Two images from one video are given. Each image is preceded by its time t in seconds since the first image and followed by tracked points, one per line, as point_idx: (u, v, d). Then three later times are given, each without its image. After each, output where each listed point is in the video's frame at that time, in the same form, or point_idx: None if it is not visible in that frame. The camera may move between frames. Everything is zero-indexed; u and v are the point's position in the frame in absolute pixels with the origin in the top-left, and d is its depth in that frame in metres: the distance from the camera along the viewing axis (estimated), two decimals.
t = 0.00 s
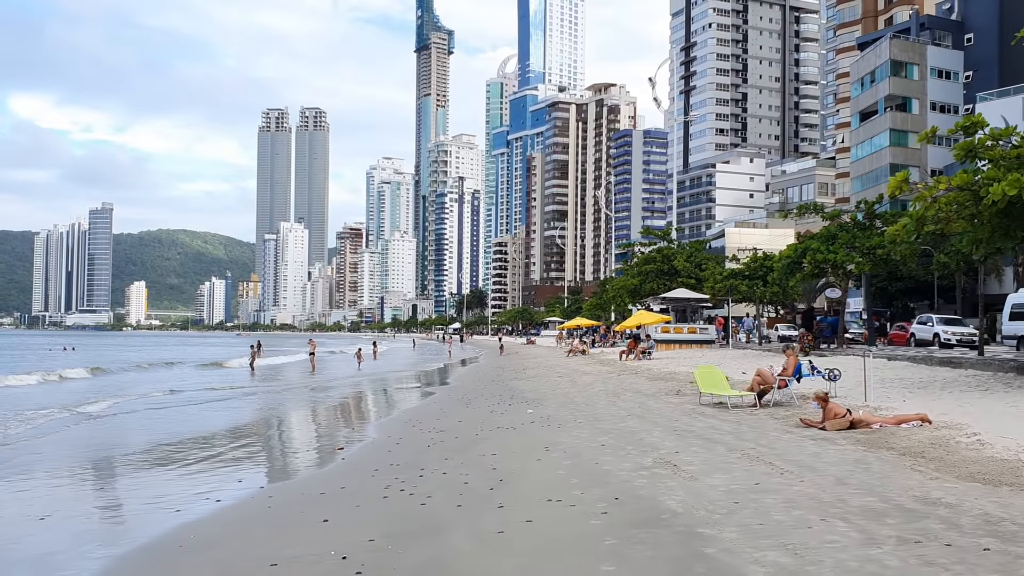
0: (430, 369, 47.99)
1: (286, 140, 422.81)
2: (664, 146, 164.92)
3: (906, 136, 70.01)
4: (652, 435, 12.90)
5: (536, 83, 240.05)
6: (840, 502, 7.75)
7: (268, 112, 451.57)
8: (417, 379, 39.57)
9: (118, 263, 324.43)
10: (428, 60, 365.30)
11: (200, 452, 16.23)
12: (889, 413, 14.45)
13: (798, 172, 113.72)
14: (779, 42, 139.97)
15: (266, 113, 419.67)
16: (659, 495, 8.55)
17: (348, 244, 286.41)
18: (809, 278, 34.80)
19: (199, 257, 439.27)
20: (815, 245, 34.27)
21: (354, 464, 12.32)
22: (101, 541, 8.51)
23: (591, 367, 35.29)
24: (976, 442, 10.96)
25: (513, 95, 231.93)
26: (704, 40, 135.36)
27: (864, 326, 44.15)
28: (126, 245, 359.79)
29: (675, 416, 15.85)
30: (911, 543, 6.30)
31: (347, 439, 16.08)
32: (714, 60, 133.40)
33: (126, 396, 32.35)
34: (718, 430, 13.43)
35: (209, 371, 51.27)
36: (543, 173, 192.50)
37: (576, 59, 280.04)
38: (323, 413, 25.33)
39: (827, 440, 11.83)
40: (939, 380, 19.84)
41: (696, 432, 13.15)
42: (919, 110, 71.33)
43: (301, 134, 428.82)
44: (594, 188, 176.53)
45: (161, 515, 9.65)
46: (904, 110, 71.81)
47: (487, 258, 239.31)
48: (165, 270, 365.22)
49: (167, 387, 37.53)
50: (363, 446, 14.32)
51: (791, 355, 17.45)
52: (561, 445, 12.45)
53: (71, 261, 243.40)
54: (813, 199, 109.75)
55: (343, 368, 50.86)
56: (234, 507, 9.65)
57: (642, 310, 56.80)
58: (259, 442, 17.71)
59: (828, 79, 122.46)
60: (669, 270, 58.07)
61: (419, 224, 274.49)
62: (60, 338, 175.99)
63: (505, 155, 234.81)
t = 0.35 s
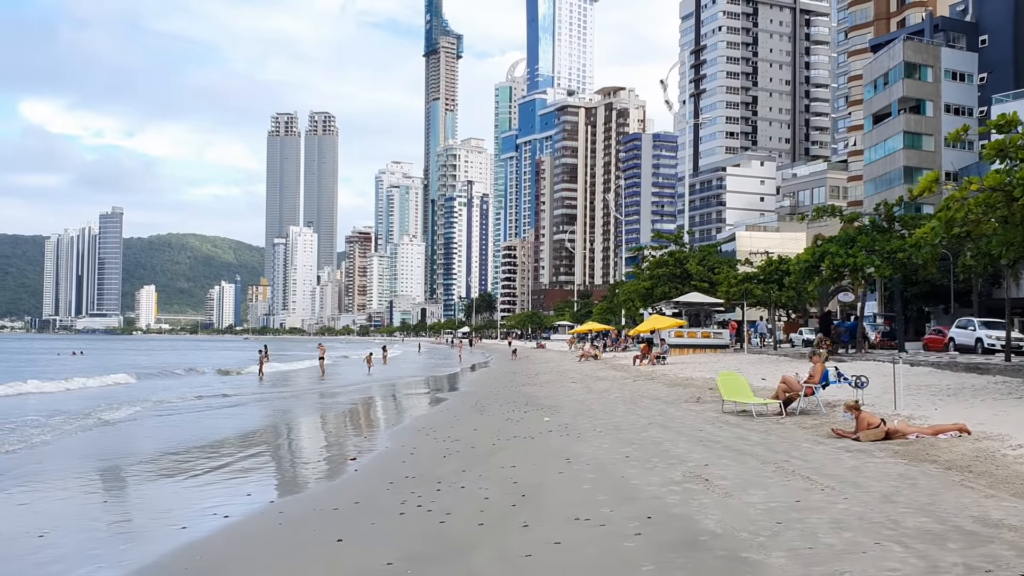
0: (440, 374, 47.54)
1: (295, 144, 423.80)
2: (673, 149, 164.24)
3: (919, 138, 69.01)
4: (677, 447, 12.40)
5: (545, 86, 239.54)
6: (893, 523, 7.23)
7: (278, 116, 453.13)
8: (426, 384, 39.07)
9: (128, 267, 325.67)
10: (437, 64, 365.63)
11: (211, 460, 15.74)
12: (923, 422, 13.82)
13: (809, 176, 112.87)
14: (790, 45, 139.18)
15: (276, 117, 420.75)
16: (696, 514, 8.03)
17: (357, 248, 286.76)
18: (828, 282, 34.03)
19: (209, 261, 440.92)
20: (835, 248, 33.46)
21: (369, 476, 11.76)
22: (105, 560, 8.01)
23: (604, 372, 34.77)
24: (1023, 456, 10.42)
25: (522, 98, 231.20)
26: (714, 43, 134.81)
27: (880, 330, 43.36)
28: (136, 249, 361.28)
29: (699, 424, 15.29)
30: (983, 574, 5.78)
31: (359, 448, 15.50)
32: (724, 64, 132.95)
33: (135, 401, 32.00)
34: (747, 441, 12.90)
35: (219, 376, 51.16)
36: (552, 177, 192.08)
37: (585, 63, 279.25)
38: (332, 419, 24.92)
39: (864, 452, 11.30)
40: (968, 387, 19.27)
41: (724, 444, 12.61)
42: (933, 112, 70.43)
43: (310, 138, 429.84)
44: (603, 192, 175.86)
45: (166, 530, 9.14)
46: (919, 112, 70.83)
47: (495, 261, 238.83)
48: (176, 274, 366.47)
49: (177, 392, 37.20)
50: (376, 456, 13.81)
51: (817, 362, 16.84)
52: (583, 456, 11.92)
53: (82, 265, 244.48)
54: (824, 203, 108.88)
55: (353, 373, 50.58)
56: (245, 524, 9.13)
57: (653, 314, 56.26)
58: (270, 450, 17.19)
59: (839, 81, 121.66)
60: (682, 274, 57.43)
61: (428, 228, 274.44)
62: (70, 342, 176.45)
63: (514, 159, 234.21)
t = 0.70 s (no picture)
0: (446, 378, 47.02)
1: (303, 147, 424.21)
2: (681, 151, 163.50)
3: (931, 139, 68.07)
4: (696, 453, 11.86)
5: (552, 89, 238.98)
6: (938, 542, 6.66)
7: (285, 119, 453.61)
8: (432, 387, 38.63)
9: (136, 270, 326.56)
10: (444, 67, 365.25)
11: (214, 465, 15.25)
12: (952, 428, 13.21)
13: (817, 177, 112.07)
14: (798, 46, 138.27)
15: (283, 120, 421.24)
16: (722, 528, 7.52)
17: (364, 250, 287.06)
18: (842, 284, 33.48)
19: (216, 264, 442.08)
20: (849, 249, 32.92)
21: (377, 484, 11.24)
22: None
23: (612, 375, 34.16)
24: None
25: (529, 100, 230.04)
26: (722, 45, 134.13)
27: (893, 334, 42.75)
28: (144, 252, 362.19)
29: (717, 430, 14.71)
30: None
31: (365, 454, 14.98)
32: (731, 65, 132.11)
33: (140, 404, 31.64)
34: (768, 448, 12.32)
35: (225, 380, 50.71)
36: (559, 179, 191.49)
37: (592, 66, 278.18)
38: (338, 422, 24.43)
39: (894, 461, 10.72)
40: (992, 392, 18.57)
41: (745, 451, 12.04)
42: (944, 112, 69.47)
43: (317, 141, 430.38)
44: (610, 194, 175.04)
45: (162, 543, 8.62)
46: (930, 113, 69.94)
47: (502, 264, 238.14)
48: (184, 277, 367.13)
49: (182, 395, 36.83)
50: (383, 463, 13.29)
51: (837, 366, 16.19)
52: (598, 464, 11.37)
53: (89, 268, 244.96)
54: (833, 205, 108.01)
55: (359, 377, 50.06)
56: (247, 538, 8.61)
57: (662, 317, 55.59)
58: (275, 454, 16.71)
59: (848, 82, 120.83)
60: (691, 276, 56.79)
61: (435, 231, 274.14)
62: (77, 344, 176.61)
63: (521, 161, 233.26)
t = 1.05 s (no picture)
0: (452, 379, 46.59)
1: (309, 148, 424.59)
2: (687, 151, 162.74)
3: (941, 138, 67.47)
4: (718, 458, 11.36)
5: (558, 89, 238.28)
6: (999, 555, 6.13)
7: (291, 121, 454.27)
8: (438, 388, 38.18)
9: (143, 271, 327.11)
10: (450, 68, 365.05)
11: (219, 468, 14.82)
12: (983, 432, 12.66)
13: (825, 177, 111.28)
14: (805, 45, 137.50)
15: (289, 121, 421.76)
16: (759, 540, 7.00)
17: (370, 251, 287.22)
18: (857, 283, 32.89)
19: (223, 265, 442.62)
20: (865, 247, 32.34)
21: (387, 489, 10.79)
22: None
23: (623, 376, 33.57)
24: None
25: (535, 101, 229.12)
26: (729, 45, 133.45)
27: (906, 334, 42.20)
28: (150, 253, 362.66)
29: (736, 433, 14.20)
30: None
31: (373, 457, 14.49)
32: (739, 65, 131.33)
33: (147, 406, 31.31)
34: (793, 452, 11.81)
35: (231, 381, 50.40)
36: (565, 179, 190.72)
37: (598, 66, 277.63)
38: (343, 422, 24.01)
39: (931, 465, 10.20)
40: (1018, 392, 18.01)
41: (768, 455, 11.55)
42: (955, 111, 68.83)
43: (323, 142, 430.81)
44: (617, 194, 174.45)
45: (162, 553, 8.14)
46: (941, 111, 69.16)
47: (508, 264, 237.27)
48: (190, 278, 367.63)
49: (186, 397, 36.45)
50: (392, 466, 12.81)
51: (861, 368, 15.69)
52: (617, 468, 10.86)
53: (96, 269, 245.72)
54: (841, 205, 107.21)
55: (365, 378, 49.65)
56: (252, 546, 8.15)
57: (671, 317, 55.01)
58: (281, 456, 16.27)
59: (856, 82, 119.88)
60: (700, 276, 56.20)
61: (441, 232, 273.58)
62: (83, 345, 176.67)
63: (527, 162, 232.47)
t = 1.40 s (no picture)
0: (457, 382, 46.05)
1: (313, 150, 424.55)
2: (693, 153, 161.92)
3: (950, 138, 66.75)
4: (744, 467, 10.83)
5: (562, 91, 237.53)
6: None
7: (296, 123, 454.54)
8: (442, 392, 37.74)
9: (147, 272, 327.23)
10: (454, 70, 364.71)
11: (221, 475, 14.35)
12: (1016, 439, 12.11)
13: (832, 178, 110.50)
14: (811, 46, 136.84)
15: (294, 123, 421.95)
16: (798, 560, 6.48)
17: (374, 253, 286.89)
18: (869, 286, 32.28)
19: (227, 267, 442.88)
20: (877, 248, 31.70)
21: (394, 500, 10.26)
22: None
23: (632, 379, 32.99)
24: None
25: (539, 103, 228.44)
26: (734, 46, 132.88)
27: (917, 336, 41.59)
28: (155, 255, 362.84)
29: (756, 440, 13.65)
30: None
31: (377, 464, 13.90)
32: (744, 66, 130.68)
33: (148, 409, 30.83)
34: (820, 460, 11.27)
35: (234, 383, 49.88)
36: (569, 181, 190.03)
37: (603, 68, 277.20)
38: (347, 425, 23.51)
39: (969, 475, 9.66)
40: None
41: (794, 463, 11.02)
42: (963, 111, 68.15)
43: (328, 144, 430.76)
44: (621, 196, 173.95)
45: (156, 571, 7.64)
46: (949, 112, 68.46)
47: (512, 266, 236.56)
48: (194, 280, 367.70)
49: (189, 400, 35.93)
50: (399, 474, 12.31)
51: (883, 372, 15.15)
52: (635, 478, 10.39)
53: (101, 271, 246.00)
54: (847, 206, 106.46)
55: (369, 381, 49.09)
56: (252, 562, 7.67)
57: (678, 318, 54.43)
58: (286, 462, 15.75)
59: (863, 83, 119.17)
60: (708, 278, 55.63)
61: (445, 234, 273.09)
62: (87, 347, 176.48)
63: (531, 163, 231.79)
